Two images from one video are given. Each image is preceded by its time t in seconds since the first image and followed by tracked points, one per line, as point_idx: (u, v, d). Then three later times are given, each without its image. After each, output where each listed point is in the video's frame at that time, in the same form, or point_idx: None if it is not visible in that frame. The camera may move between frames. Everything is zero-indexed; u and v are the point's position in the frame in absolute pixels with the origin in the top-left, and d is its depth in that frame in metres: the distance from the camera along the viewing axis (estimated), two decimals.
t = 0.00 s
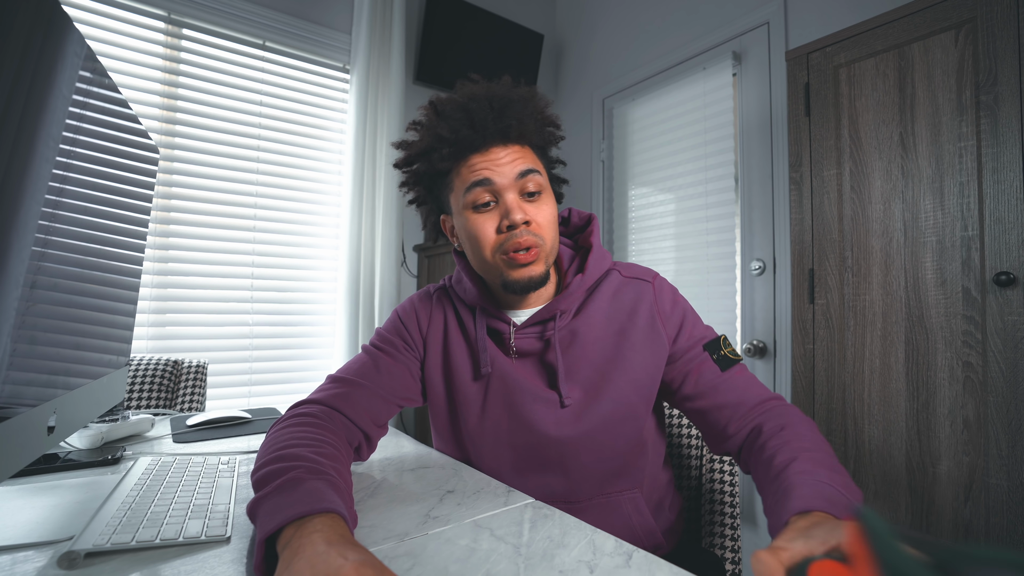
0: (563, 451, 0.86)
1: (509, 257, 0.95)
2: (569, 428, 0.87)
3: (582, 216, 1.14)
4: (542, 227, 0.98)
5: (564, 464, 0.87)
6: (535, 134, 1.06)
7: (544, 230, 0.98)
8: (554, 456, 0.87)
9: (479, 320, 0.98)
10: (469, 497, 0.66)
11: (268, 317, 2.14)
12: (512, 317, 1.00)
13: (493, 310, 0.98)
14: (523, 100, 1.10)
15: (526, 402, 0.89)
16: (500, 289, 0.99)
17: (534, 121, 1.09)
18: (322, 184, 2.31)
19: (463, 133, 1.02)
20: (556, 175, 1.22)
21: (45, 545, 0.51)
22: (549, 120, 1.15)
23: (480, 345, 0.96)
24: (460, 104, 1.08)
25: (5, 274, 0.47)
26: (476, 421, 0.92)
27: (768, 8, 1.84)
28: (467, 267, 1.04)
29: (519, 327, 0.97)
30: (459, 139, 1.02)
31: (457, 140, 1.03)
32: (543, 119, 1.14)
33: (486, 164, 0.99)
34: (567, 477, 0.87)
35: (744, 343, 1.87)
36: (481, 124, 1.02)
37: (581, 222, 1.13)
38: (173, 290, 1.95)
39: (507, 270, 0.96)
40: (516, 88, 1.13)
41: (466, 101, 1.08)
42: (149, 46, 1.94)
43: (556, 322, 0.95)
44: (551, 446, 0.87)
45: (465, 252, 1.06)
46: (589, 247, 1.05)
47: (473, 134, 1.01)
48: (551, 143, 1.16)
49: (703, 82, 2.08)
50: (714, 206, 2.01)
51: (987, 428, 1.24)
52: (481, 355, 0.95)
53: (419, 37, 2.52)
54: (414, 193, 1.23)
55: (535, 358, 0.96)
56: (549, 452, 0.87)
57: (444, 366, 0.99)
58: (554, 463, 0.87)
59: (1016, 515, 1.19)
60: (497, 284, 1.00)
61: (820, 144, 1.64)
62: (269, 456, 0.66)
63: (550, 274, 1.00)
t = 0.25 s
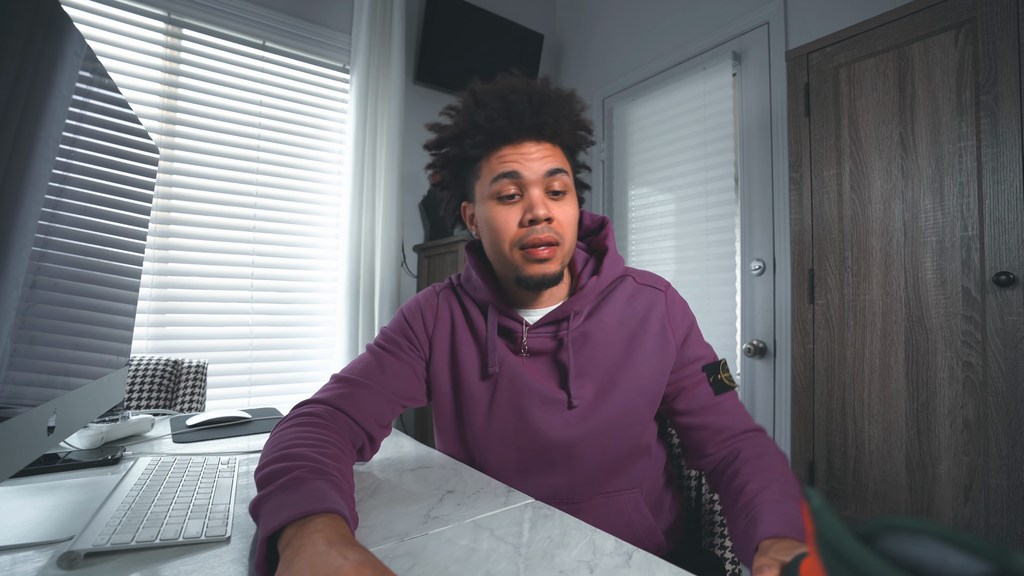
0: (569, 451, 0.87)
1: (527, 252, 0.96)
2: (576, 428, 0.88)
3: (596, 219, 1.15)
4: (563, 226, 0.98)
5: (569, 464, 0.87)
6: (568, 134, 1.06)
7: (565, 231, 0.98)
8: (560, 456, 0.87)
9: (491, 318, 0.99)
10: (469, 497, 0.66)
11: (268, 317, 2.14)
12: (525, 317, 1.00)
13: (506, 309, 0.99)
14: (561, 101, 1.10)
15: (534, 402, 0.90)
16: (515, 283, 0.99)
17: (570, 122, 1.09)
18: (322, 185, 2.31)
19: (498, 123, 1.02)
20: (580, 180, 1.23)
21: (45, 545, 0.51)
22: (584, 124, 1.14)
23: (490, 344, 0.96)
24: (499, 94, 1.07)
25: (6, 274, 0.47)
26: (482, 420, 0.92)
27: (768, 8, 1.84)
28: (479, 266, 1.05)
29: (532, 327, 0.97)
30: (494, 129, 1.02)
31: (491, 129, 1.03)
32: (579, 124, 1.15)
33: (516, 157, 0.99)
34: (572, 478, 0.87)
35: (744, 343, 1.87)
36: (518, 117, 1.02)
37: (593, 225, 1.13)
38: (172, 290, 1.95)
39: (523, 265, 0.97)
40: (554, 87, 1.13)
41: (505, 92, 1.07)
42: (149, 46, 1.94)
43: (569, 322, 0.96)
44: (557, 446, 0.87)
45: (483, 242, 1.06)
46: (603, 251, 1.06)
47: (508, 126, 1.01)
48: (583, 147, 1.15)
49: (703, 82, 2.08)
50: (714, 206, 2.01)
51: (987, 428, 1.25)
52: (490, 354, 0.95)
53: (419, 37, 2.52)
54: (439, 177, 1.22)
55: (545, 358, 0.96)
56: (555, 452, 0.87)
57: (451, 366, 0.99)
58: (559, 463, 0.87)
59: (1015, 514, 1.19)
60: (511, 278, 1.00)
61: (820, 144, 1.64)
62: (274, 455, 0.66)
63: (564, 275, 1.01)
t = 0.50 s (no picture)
0: (574, 450, 0.87)
1: (548, 240, 0.96)
2: (582, 428, 0.88)
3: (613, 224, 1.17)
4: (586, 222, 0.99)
5: (573, 463, 0.87)
6: (607, 138, 1.08)
7: (588, 226, 0.99)
8: (564, 455, 0.87)
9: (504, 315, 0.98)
10: (469, 497, 0.66)
11: (267, 317, 2.15)
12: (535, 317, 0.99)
13: (517, 306, 0.98)
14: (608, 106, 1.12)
15: (541, 400, 0.90)
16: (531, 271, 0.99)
17: (612, 128, 1.11)
18: (322, 184, 2.31)
19: (544, 113, 1.04)
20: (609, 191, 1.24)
21: (45, 545, 0.51)
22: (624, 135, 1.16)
23: (500, 342, 0.96)
24: (549, 87, 1.09)
25: (6, 274, 0.47)
26: (486, 419, 0.92)
27: (768, 8, 1.84)
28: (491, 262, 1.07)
29: (544, 325, 0.97)
30: (538, 118, 1.04)
31: (536, 118, 1.04)
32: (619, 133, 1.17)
33: (554, 147, 1.01)
34: (575, 477, 0.87)
35: (744, 343, 1.86)
36: (564, 111, 1.05)
37: (608, 231, 1.15)
38: (172, 290, 1.95)
39: (544, 250, 0.97)
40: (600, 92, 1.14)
41: (556, 88, 1.09)
42: (149, 46, 1.94)
43: (580, 321, 0.97)
44: (563, 446, 0.87)
45: (506, 226, 1.06)
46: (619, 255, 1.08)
47: (553, 117, 1.03)
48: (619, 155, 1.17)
49: (703, 82, 2.08)
50: (714, 207, 2.00)
51: (987, 428, 1.25)
52: (499, 351, 0.95)
53: (419, 36, 2.52)
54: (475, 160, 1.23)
55: (553, 358, 0.96)
56: (559, 451, 0.87)
57: (458, 365, 0.99)
58: (563, 462, 0.87)
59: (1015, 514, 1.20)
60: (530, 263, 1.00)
61: (820, 144, 1.64)
62: (286, 450, 0.66)
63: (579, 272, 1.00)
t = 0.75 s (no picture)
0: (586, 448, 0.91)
1: (569, 237, 0.99)
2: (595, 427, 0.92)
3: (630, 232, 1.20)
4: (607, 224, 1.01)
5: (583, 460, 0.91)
6: (636, 145, 1.11)
7: (610, 227, 1.01)
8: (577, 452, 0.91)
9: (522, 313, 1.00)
10: (469, 497, 0.66)
11: (267, 317, 2.15)
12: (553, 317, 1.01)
13: (535, 306, 1.00)
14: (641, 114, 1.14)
15: (557, 399, 0.93)
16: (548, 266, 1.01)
17: (642, 137, 1.14)
18: (322, 184, 2.31)
19: (578, 113, 1.06)
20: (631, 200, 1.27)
21: (45, 545, 0.51)
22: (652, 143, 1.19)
23: (517, 341, 0.97)
24: (585, 89, 1.12)
25: (6, 274, 0.47)
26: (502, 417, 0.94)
27: (768, 8, 1.84)
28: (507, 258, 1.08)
29: (561, 326, 1.00)
30: (571, 117, 1.06)
31: (569, 117, 1.07)
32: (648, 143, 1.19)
33: (585, 147, 1.03)
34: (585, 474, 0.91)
35: (744, 343, 1.86)
36: (597, 113, 1.07)
37: (626, 238, 1.19)
38: (172, 290, 1.95)
39: (566, 245, 0.99)
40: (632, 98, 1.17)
41: (592, 91, 1.12)
42: (149, 46, 1.94)
43: (596, 324, 1.00)
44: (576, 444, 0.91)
45: (528, 220, 1.08)
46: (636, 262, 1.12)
47: (586, 118, 1.06)
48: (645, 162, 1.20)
49: (703, 82, 2.08)
50: (714, 207, 2.01)
51: (987, 429, 1.25)
52: (516, 350, 0.96)
53: (419, 36, 2.52)
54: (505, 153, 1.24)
55: (570, 359, 0.99)
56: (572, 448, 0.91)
57: (469, 363, 0.99)
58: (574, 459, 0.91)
59: (1015, 514, 1.20)
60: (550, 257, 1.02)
61: (820, 144, 1.63)
62: (310, 442, 0.66)
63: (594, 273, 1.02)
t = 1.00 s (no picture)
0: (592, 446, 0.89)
1: (593, 247, 0.96)
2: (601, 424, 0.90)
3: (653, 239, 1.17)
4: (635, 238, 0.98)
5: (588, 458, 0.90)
6: (677, 158, 1.05)
7: (637, 242, 0.98)
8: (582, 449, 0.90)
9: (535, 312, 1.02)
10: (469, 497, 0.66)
11: (267, 317, 2.15)
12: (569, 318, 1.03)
13: (551, 306, 1.01)
14: (684, 126, 1.08)
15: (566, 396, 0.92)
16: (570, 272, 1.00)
17: (684, 150, 1.08)
18: (322, 184, 2.31)
19: (621, 121, 1.00)
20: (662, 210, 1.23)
21: (45, 545, 0.51)
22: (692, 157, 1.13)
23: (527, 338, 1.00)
24: (630, 93, 1.06)
25: (6, 274, 0.47)
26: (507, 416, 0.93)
27: (768, 8, 1.84)
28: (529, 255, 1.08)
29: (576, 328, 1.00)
30: (614, 124, 1.00)
31: (611, 123, 1.01)
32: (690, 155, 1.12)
33: (624, 155, 0.98)
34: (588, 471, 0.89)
35: (744, 343, 1.86)
36: (642, 123, 1.01)
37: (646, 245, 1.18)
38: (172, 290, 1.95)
39: (589, 256, 0.97)
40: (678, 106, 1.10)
41: (639, 96, 1.06)
42: (149, 46, 1.94)
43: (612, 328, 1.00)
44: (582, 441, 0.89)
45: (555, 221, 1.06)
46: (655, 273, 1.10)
47: (629, 127, 0.99)
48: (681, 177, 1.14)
49: (704, 82, 2.08)
50: (715, 207, 2.01)
51: (987, 428, 1.25)
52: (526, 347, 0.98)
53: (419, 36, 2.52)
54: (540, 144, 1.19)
55: (584, 360, 0.99)
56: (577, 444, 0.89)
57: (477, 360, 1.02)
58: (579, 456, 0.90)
59: (1016, 514, 1.19)
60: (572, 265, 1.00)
61: (820, 144, 1.64)
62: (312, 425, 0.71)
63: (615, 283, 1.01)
